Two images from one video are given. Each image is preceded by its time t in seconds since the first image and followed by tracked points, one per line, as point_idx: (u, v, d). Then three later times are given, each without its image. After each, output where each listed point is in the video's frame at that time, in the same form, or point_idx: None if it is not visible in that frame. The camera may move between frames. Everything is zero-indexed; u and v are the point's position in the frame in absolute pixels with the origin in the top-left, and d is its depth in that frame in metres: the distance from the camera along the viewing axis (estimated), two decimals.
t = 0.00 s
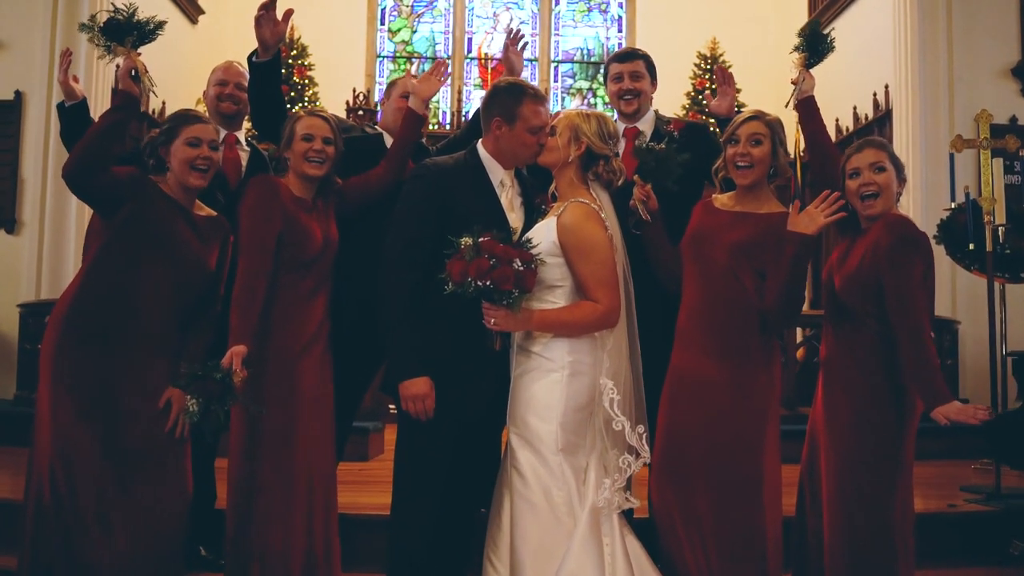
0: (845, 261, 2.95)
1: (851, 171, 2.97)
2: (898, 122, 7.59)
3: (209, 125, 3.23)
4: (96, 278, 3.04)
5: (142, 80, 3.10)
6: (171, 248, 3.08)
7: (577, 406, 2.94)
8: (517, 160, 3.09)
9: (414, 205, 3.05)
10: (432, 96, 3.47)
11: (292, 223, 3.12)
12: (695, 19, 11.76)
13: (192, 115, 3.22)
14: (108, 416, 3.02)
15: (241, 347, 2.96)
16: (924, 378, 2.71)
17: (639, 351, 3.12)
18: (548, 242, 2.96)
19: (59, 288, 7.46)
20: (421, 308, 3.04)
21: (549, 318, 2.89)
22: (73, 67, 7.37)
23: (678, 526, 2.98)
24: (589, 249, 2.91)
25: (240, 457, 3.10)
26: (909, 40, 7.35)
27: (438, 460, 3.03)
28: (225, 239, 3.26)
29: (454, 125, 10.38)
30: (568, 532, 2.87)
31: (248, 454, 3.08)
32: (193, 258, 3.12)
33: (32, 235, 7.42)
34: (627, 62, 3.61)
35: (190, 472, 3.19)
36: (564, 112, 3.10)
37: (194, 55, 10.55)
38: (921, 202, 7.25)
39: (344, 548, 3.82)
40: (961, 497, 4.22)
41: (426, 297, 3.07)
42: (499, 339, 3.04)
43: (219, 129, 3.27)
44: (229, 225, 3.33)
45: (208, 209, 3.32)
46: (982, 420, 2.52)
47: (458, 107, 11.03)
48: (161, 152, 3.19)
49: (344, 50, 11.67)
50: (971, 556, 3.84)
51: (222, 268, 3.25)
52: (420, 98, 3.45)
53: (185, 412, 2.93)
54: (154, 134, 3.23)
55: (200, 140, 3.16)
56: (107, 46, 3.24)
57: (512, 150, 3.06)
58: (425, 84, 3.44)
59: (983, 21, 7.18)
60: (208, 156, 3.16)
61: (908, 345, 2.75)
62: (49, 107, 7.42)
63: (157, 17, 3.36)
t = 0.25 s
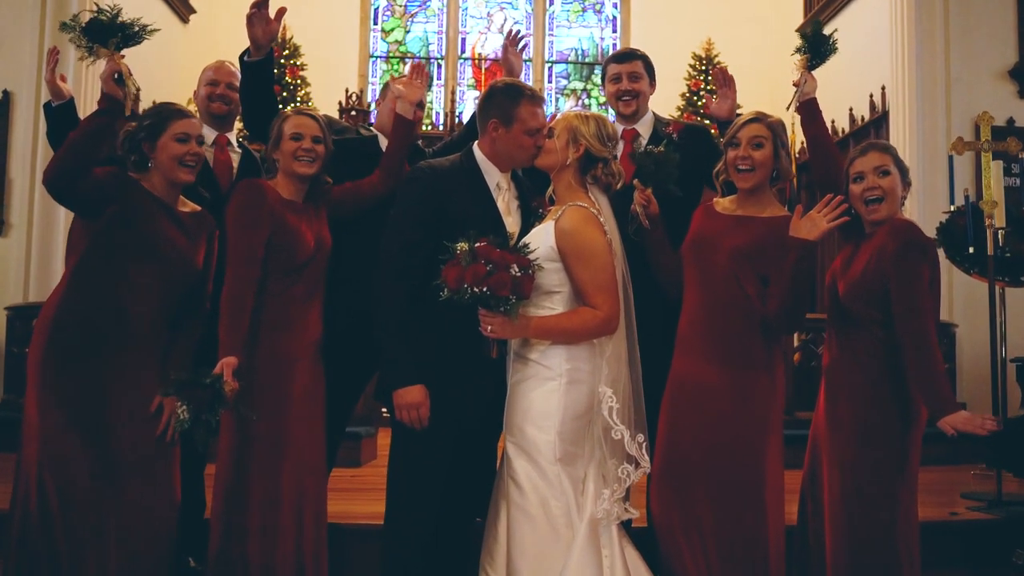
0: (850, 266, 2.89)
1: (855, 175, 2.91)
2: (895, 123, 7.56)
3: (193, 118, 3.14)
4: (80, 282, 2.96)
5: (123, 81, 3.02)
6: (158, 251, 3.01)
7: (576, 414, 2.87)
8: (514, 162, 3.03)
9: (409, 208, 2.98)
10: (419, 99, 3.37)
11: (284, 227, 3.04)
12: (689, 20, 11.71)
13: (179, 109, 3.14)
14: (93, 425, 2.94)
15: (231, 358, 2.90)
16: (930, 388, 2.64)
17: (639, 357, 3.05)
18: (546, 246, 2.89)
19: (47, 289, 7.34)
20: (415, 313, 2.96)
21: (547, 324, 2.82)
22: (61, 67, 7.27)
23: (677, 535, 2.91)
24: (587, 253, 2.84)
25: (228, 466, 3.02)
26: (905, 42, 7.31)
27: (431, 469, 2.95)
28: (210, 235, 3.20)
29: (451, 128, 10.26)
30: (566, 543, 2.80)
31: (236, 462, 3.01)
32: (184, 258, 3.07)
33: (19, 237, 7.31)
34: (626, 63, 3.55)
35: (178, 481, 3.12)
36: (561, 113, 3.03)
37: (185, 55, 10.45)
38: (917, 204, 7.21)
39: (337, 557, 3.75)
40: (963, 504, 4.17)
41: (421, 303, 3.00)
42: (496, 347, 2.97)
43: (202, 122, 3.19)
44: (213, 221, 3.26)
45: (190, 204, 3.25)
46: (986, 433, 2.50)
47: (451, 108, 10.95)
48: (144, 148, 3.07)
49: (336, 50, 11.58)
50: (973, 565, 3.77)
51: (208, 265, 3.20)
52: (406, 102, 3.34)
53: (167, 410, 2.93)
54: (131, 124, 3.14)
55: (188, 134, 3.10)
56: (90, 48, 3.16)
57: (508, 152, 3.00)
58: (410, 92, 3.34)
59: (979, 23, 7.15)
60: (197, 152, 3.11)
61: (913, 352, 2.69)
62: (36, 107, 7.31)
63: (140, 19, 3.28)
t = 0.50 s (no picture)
0: (852, 273, 2.83)
1: (857, 180, 2.86)
2: (888, 125, 7.54)
3: (173, 113, 3.09)
4: (59, 288, 2.87)
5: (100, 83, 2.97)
6: (140, 256, 2.93)
7: (571, 424, 2.81)
8: (508, 166, 2.96)
9: (400, 213, 2.91)
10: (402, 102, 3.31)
11: (270, 233, 2.96)
12: (681, 20, 11.66)
13: (159, 104, 3.08)
14: (73, 437, 2.84)
15: (217, 376, 2.81)
16: (934, 398, 2.58)
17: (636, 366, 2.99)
18: (541, 253, 2.82)
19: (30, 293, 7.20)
20: (405, 321, 2.89)
21: (542, 333, 2.75)
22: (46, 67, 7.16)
23: (676, 548, 2.84)
24: (582, 260, 2.77)
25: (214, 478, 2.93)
26: (899, 43, 7.28)
27: (423, 481, 2.87)
28: (191, 230, 3.15)
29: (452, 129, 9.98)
30: (562, 557, 2.72)
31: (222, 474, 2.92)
32: (170, 258, 3.02)
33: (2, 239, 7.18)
34: (622, 65, 3.50)
35: (162, 494, 3.03)
36: (556, 116, 2.96)
37: (172, 54, 10.33)
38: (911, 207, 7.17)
39: (327, 569, 3.66)
40: (962, 512, 4.11)
41: (413, 311, 2.93)
42: (490, 355, 2.90)
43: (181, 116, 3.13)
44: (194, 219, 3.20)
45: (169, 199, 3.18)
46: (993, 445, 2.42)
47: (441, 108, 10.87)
48: (122, 144, 2.98)
49: (325, 50, 11.49)
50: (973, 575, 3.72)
51: (191, 264, 3.15)
52: (388, 104, 3.27)
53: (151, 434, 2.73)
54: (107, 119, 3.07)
55: (169, 130, 3.04)
56: (62, 49, 3.06)
57: (502, 156, 2.92)
58: (392, 93, 3.26)
59: (973, 24, 7.13)
60: (179, 148, 3.04)
61: (916, 360, 2.63)
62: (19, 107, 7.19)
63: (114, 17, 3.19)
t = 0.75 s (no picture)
0: (856, 280, 2.77)
1: (859, 186, 2.81)
2: (881, 127, 7.50)
3: (153, 111, 3.01)
4: (37, 296, 2.77)
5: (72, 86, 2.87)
6: (122, 262, 2.84)
7: (568, 434, 2.74)
8: (503, 171, 2.89)
9: (392, 219, 2.83)
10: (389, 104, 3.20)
11: (257, 239, 2.88)
12: (671, 21, 11.61)
13: (139, 101, 2.99)
14: (52, 450, 2.75)
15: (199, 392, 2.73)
16: (939, 409, 2.52)
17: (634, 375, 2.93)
18: (536, 259, 2.75)
19: (12, 297, 7.05)
20: (397, 330, 2.81)
21: (538, 343, 2.68)
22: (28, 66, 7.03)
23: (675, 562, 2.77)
24: (578, 266, 2.70)
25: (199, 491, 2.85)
26: (892, 44, 7.23)
27: (416, 494, 2.80)
28: (174, 231, 3.04)
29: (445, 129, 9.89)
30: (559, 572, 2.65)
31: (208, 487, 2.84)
32: (151, 263, 2.91)
33: None
34: (617, 66, 3.41)
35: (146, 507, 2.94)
36: (551, 119, 2.89)
37: (158, 54, 10.21)
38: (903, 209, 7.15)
39: None
40: (959, 519, 4.07)
41: (405, 320, 2.86)
42: (484, 365, 2.83)
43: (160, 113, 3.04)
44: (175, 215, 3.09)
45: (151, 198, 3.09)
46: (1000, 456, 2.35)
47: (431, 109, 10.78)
48: (99, 143, 2.89)
49: (313, 49, 11.38)
50: None
51: (175, 266, 3.04)
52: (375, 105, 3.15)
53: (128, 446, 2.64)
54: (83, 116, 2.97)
55: (149, 128, 2.94)
56: (36, 51, 2.95)
57: (496, 160, 2.86)
58: (380, 91, 3.16)
59: (966, 26, 7.10)
60: (159, 145, 2.96)
61: (920, 369, 2.57)
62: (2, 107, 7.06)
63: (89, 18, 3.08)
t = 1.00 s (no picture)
0: (861, 288, 2.71)
1: (864, 192, 2.75)
2: (876, 129, 7.46)
3: (136, 109, 2.92)
4: (19, 304, 2.68)
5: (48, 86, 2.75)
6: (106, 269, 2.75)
7: (566, 446, 2.67)
8: (500, 175, 2.82)
9: (386, 225, 2.75)
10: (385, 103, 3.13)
11: (245, 245, 2.80)
12: (664, 22, 11.56)
13: (122, 99, 2.92)
14: (33, 464, 2.65)
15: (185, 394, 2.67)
16: (947, 420, 2.46)
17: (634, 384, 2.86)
18: (534, 266, 2.68)
19: None
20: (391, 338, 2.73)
21: (536, 352, 2.61)
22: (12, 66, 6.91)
23: None
24: (577, 273, 2.63)
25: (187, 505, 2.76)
26: (886, 46, 7.19)
27: (411, 507, 2.72)
28: (160, 233, 2.96)
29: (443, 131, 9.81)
30: None
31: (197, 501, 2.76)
32: (135, 267, 2.83)
33: None
34: (615, 68, 3.36)
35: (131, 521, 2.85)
36: (550, 122, 2.82)
37: (146, 53, 10.08)
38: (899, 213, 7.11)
39: None
40: (960, 527, 4.02)
41: (399, 328, 2.78)
42: (481, 375, 2.75)
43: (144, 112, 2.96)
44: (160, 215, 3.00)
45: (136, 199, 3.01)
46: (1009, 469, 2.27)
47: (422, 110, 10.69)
48: (80, 142, 2.81)
49: (303, 49, 11.28)
50: None
51: (162, 270, 2.95)
52: (371, 104, 3.09)
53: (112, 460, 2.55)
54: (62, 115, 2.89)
55: (133, 127, 2.87)
56: (14, 53, 2.86)
57: (492, 164, 2.79)
58: (378, 90, 3.10)
59: (961, 28, 7.07)
60: (143, 145, 2.88)
61: (927, 378, 2.51)
62: None
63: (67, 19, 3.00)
